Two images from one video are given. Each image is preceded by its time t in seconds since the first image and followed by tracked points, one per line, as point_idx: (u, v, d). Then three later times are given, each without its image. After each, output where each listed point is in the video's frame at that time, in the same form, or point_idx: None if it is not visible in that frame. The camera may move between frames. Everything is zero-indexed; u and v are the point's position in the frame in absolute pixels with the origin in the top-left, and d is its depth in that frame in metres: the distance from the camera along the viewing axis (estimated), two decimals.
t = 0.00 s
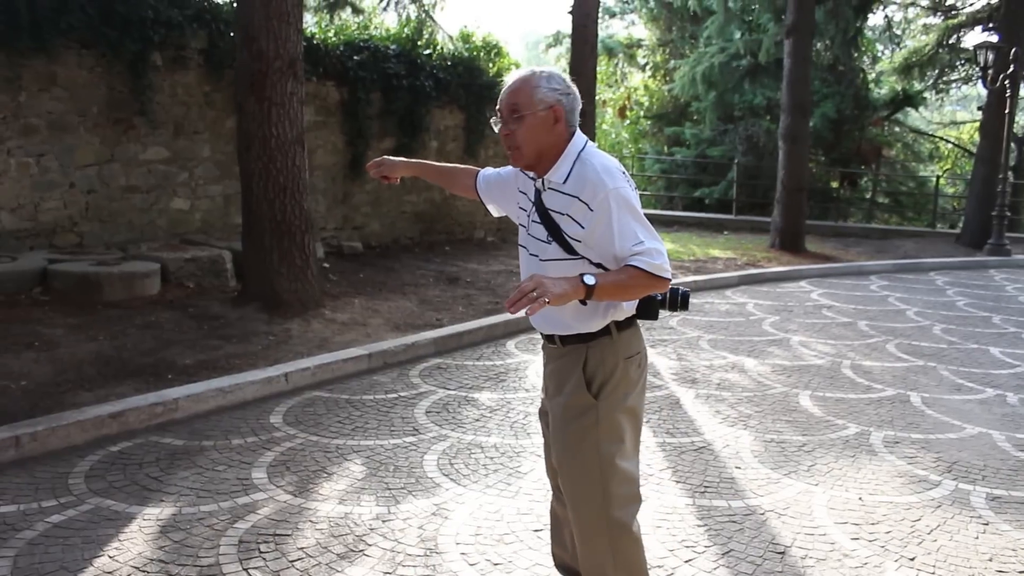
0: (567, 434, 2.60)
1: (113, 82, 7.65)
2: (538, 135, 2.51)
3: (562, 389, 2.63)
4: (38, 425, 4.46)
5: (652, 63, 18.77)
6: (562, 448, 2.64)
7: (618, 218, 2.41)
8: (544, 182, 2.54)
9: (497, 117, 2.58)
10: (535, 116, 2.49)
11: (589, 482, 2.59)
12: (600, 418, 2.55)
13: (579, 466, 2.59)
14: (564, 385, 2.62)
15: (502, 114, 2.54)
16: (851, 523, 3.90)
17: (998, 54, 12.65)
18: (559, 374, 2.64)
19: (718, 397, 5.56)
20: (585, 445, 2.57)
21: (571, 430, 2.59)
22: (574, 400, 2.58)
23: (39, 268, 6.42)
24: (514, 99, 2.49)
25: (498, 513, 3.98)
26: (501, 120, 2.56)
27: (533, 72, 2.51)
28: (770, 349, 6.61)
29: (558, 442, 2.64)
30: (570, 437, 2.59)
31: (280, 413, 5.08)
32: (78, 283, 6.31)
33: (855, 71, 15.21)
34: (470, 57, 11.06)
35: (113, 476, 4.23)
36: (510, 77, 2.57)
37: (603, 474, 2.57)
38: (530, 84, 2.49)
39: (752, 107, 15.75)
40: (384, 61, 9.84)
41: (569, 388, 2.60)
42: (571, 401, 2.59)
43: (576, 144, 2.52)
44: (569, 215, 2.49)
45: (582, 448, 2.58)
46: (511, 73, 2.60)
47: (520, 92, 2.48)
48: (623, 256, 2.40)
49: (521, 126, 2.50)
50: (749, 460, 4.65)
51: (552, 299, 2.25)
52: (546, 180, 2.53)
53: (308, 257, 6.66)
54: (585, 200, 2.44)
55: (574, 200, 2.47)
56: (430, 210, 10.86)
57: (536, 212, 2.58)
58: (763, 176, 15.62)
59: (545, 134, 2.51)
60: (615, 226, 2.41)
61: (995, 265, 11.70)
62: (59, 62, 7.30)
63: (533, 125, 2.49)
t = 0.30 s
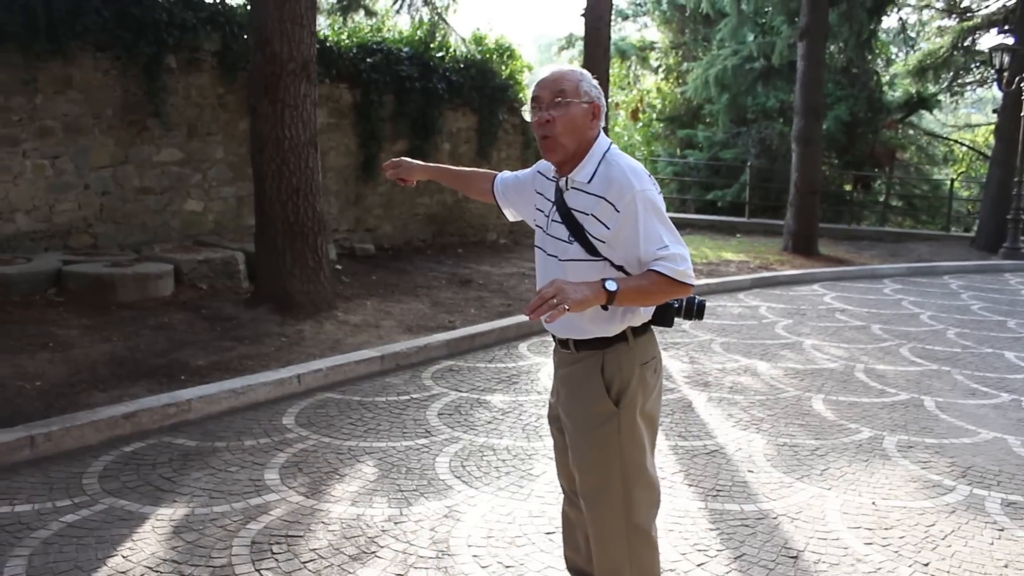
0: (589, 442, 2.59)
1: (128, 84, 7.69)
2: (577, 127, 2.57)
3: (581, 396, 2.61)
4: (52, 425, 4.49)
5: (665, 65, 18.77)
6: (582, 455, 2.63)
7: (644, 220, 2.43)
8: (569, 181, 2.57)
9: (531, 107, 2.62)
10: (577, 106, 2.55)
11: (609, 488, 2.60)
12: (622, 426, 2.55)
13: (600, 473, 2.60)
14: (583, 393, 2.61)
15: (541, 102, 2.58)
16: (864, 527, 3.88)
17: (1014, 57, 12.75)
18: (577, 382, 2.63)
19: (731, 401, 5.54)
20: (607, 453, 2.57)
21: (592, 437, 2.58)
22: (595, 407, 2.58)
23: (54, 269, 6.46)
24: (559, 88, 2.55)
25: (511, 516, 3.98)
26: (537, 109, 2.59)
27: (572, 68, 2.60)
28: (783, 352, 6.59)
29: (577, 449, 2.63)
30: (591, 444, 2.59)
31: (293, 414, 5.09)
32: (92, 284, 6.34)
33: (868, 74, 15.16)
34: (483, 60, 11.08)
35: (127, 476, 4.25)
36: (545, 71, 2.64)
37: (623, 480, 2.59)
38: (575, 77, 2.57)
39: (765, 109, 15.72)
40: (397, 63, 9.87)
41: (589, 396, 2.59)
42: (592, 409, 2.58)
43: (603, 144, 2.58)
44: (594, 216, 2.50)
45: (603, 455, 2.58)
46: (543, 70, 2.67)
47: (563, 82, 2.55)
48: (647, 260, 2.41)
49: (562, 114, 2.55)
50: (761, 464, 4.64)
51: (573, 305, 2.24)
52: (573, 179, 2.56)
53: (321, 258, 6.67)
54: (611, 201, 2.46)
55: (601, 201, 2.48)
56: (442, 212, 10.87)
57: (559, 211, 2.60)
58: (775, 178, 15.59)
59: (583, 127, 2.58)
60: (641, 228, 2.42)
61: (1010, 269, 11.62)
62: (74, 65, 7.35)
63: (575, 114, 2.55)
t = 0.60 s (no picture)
0: (602, 446, 2.58)
1: (140, 89, 7.73)
2: (594, 130, 2.57)
3: (593, 401, 2.61)
4: (66, 429, 4.52)
5: (675, 68, 18.77)
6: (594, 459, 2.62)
7: (660, 224, 2.42)
8: (585, 185, 2.57)
9: (548, 109, 2.62)
10: (594, 110, 2.55)
11: (622, 493, 2.59)
12: (635, 430, 2.54)
13: (613, 477, 2.59)
14: (596, 397, 2.60)
15: (558, 105, 2.58)
16: (878, 532, 3.85)
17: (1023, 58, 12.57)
18: (589, 385, 2.63)
19: (743, 404, 5.52)
20: (620, 457, 2.56)
21: (604, 441, 2.58)
22: (608, 411, 2.57)
23: (67, 273, 6.49)
24: (575, 92, 2.56)
25: (522, 520, 3.97)
26: (554, 112, 2.60)
27: (589, 72, 2.61)
28: (794, 355, 6.56)
29: (589, 454, 2.63)
30: (603, 448, 2.59)
31: (305, 418, 5.10)
32: (105, 288, 6.37)
33: (880, 75, 15.09)
34: (493, 63, 11.10)
35: (140, 480, 4.27)
36: (561, 74, 2.64)
37: (636, 484, 2.58)
38: (591, 81, 2.57)
39: (776, 112, 15.70)
40: (407, 67, 9.88)
41: (601, 399, 2.59)
42: (605, 412, 2.57)
43: (618, 148, 2.58)
44: (610, 220, 2.50)
45: (616, 459, 2.57)
46: (559, 73, 2.68)
47: (580, 85, 2.56)
48: (664, 264, 2.40)
49: (579, 118, 2.55)
50: (774, 467, 4.62)
51: (591, 313, 2.24)
52: (589, 183, 2.56)
53: (332, 262, 6.68)
54: (627, 205, 2.46)
55: (617, 205, 2.48)
56: (453, 215, 10.88)
57: (574, 215, 2.60)
58: (787, 181, 15.54)
59: (600, 131, 2.58)
60: (657, 232, 2.42)
61: None
62: (87, 70, 7.39)
63: (592, 118, 2.55)
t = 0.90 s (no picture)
0: (623, 449, 2.58)
1: (162, 93, 7.79)
2: (621, 135, 2.58)
3: (614, 404, 2.60)
4: (89, 429, 4.55)
5: (695, 72, 18.73)
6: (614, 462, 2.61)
7: (683, 228, 2.42)
8: (608, 189, 2.56)
9: (573, 115, 2.61)
10: (622, 115, 2.57)
11: (642, 497, 2.58)
12: (657, 434, 2.54)
13: (633, 481, 2.58)
14: (616, 400, 2.59)
15: (586, 110, 2.57)
16: (900, 539, 3.82)
17: None
18: (610, 389, 2.61)
19: (763, 409, 5.50)
20: (641, 461, 2.55)
21: (625, 445, 2.57)
22: (629, 415, 2.56)
23: (90, 276, 6.54)
24: (603, 97, 2.56)
25: (542, 524, 3.96)
26: (582, 117, 2.59)
27: (612, 77, 2.62)
28: (815, 360, 6.52)
29: (609, 457, 2.62)
30: (624, 452, 2.58)
31: (324, 420, 5.12)
32: (127, 291, 6.41)
33: (902, 79, 14.99)
34: (513, 67, 11.12)
35: (161, 481, 4.29)
36: (583, 79, 2.64)
37: (656, 488, 2.57)
38: (616, 86, 2.59)
39: (796, 116, 15.66)
40: (427, 71, 9.91)
41: (623, 403, 2.58)
42: (627, 416, 2.56)
43: (640, 152, 2.59)
44: (632, 224, 2.49)
45: (637, 463, 2.56)
46: (578, 80, 2.68)
47: (607, 90, 2.57)
48: (686, 268, 2.41)
49: (610, 122, 2.55)
50: (794, 473, 4.59)
51: (616, 316, 2.22)
52: (611, 187, 2.56)
53: (352, 265, 6.70)
54: (649, 209, 2.46)
55: (639, 209, 2.48)
56: (472, 219, 10.89)
57: (596, 219, 2.59)
58: (807, 185, 15.47)
59: (626, 135, 2.60)
60: (680, 236, 2.42)
61: None
62: (110, 74, 7.46)
63: (620, 122, 2.57)
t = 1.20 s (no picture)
0: (645, 454, 2.55)
1: (189, 97, 7.85)
2: (651, 142, 2.56)
3: (637, 408, 2.58)
4: (117, 430, 4.60)
5: (719, 75, 18.68)
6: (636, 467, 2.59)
7: (711, 237, 2.40)
8: (639, 194, 2.55)
9: (606, 117, 2.61)
10: (653, 121, 2.54)
11: (665, 502, 2.56)
12: (680, 439, 2.51)
13: (655, 487, 2.56)
14: (638, 406, 2.58)
15: (617, 115, 2.57)
16: (929, 547, 3.78)
17: None
18: (632, 394, 2.60)
19: (789, 414, 5.47)
20: (663, 466, 2.53)
21: (647, 450, 2.55)
22: (651, 420, 2.55)
23: (117, 278, 6.60)
24: (634, 102, 2.54)
25: (567, 527, 3.96)
26: (613, 121, 2.58)
27: (650, 80, 2.59)
28: (841, 364, 6.48)
29: (632, 462, 2.60)
30: (646, 457, 2.55)
31: (350, 422, 5.13)
32: (154, 293, 6.46)
33: (928, 81, 14.87)
34: (536, 71, 11.14)
35: (189, 481, 4.32)
36: (621, 81, 2.62)
37: (678, 494, 2.55)
38: (650, 91, 2.56)
39: (820, 118, 15.59)
40: (451, 74, 9.94)
41: (645, 408, 2.56)
42: (648, 420, 2.55)
43: (674, 158, 2.57)
44: (662, 229, 2.48)
45: (659, 467, 2.54)
46: (618, 81, 2.67)
47: (640, 95, 2.54)
48: (709, 278, 2.38)
49: (639, 127, 2.54)
50: (821, 478, 4.56)
51: (633, 341, 2.25)
52: (642, 191, 2.55)
53: (377, 268, 6.72)
54: (680, 215, 2.44)
55: (670, 214, 2.47)
56: (496, 222, 10.90)
57: (626, 222, 2.58)
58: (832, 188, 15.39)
59: (657, 142, 2.57)
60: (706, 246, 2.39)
61: None
62: (137, 79, 7.53)
63: (650, 128, 2.54)
